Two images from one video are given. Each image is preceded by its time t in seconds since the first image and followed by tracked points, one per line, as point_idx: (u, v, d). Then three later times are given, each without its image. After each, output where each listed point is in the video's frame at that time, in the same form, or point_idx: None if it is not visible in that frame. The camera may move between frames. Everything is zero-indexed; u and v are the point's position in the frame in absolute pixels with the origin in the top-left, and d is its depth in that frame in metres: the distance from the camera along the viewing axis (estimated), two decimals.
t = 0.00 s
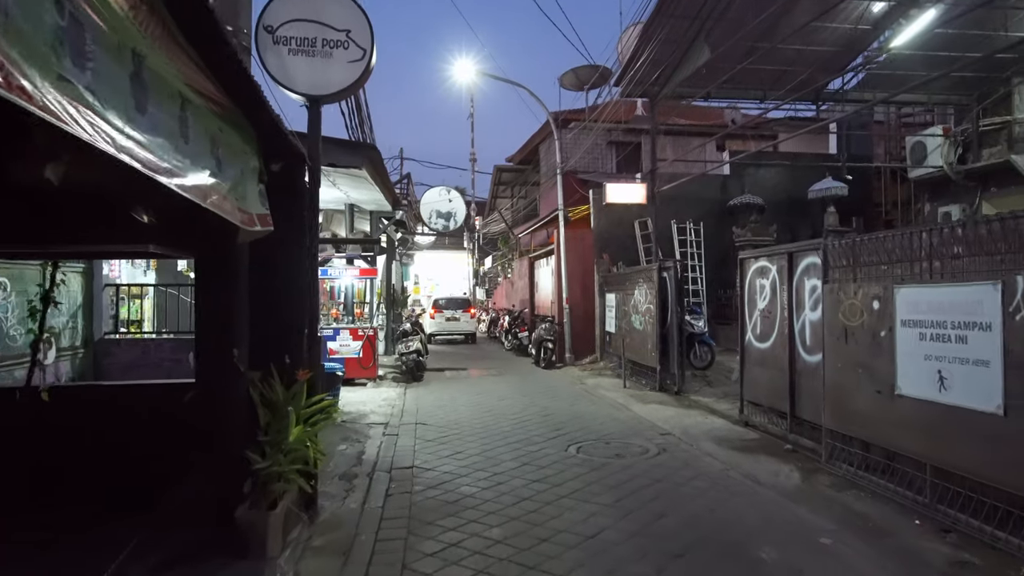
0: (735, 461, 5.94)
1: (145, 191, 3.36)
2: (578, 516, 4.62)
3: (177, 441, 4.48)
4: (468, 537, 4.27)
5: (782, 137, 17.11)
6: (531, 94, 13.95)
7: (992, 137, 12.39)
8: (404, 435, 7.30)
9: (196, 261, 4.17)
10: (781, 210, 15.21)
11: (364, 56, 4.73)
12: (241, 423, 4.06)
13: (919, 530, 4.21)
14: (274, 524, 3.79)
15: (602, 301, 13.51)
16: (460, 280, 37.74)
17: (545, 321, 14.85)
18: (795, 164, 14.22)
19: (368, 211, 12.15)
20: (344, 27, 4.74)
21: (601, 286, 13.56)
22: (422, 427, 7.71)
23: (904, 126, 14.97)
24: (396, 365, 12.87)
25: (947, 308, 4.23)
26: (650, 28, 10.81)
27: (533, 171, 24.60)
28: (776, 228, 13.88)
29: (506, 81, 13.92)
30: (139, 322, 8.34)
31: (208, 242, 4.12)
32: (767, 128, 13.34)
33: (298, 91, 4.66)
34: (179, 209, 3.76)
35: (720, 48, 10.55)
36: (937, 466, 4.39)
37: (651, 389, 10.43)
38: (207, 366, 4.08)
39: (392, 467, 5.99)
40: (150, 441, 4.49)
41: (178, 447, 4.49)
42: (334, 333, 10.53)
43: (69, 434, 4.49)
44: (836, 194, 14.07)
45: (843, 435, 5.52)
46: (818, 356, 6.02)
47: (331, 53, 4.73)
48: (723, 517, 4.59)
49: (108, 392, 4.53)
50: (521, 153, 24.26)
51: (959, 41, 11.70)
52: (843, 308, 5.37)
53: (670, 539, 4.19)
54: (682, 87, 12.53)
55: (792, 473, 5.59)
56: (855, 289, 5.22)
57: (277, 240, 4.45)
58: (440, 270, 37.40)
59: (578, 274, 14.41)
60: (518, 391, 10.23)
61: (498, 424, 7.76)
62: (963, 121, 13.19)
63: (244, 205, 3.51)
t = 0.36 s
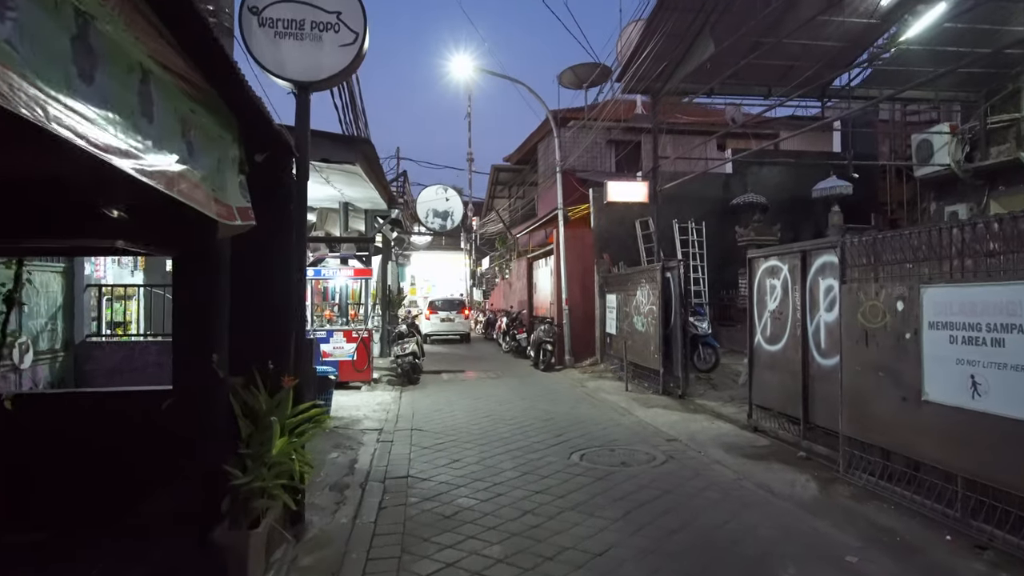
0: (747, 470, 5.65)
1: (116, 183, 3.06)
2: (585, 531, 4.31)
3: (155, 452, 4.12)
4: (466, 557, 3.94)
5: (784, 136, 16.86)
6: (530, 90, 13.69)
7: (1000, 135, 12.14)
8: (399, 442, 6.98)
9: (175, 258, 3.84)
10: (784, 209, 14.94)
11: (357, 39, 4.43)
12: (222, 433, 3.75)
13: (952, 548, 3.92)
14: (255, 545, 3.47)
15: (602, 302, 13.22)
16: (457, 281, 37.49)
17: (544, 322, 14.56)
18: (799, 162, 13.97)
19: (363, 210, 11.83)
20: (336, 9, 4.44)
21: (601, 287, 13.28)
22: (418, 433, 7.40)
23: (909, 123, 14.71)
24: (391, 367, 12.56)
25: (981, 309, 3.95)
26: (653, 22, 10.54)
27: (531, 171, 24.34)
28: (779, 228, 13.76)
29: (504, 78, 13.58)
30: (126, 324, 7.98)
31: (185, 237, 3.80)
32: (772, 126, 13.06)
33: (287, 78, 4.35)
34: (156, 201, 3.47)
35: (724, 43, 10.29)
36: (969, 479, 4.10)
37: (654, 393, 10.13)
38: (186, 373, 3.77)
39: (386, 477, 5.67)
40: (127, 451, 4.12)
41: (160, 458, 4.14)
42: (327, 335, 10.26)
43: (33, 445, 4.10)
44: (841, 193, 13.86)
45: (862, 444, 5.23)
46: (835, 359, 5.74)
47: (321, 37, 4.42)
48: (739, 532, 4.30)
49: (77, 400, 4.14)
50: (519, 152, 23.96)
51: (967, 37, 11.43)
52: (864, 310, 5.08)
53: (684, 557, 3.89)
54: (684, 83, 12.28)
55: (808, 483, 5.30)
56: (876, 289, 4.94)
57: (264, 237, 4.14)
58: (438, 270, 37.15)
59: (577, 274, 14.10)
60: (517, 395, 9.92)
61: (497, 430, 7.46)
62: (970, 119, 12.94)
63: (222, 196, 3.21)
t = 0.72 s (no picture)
0: (759, 481, 5.33)
1: (63, 176, 2.72)
2: (588, 552, 3.99)
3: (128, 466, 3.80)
4: None
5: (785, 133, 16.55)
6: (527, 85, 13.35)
7: (1008, 131, 11.84)
8: (390, 451, 6.64)
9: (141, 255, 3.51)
10: (786, 207, 14.64)
11: (342, 20, 4.10)
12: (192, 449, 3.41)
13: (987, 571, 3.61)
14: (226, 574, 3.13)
15: (602, 303, 12.90)
16: (454, 281, 37.21)
17: (542, 323, 14.25)
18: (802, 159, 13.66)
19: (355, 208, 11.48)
20: None
21: (600, 287, 12.98)
22: (411, 441, 7.07)
23: (914, 120, 14.41)
24: (385, 370, 12.23)
25: (1018, 311, 3.64)
26: (653, 13, 10.21)
27: (528, 170, 24.04)
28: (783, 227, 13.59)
29: (501, 73, 13.17)
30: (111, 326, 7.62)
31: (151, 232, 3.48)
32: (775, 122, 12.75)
33: (264, 61, 4.01)
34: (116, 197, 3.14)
35: (726, 35, 9.97)
36: (1004, 495, 3.79)
37: (656, 397, 9.80)
38: (152, 383, 3.44)
39: (376, 490, 5.33)
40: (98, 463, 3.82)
41: (133, 474, 3.82)
42: (319, 337, 9.89)
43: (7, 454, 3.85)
44: (845, 190, 13.59)
45: (882, 454, 4.92)
46: (852, 363, 5.43)
47: (303, 17, 4.08)
48: (756, 552, 3.98)
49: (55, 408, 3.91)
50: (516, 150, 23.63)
51: (975, 30, 11.13)
52: (885, 311, 4.77)
53: None
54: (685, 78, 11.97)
55: (825, 497, 4.98)
56: (898, 290, 4.62)
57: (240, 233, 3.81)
58: (434, 270, 36.86)
59: (575, 273, 13.75)
60: (514, 399, 9.59)
61: (494, 437, 7.12)
62: (977, 115, 12.64)
63: (184, 187, 2.87)
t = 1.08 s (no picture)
0: (775, 493, 5.03)
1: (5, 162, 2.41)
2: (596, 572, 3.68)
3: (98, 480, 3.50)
4: None
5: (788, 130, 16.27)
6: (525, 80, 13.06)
7: (1017, 128, 11.57)
8: (383, 458, 6.32)
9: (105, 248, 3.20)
10: (790, 206, 14.37)
11: None
12: (161, 461, 3.09)
13: None
14: None
15: (602, 304, 12.61)
16: (451, 281, 36.91)
17: (541, 324, 13.93)
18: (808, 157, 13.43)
19: (349, 206, 11.15)
20: None
21: (601, 287, 12.69)
22: (405, 447, 6.76)
23: (920, 117, 14.15)
24: (380, 372, 11.90)
25: None
26: (657, 5, 9.92)
27: (526, 169, 23.75)
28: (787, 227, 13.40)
29: (499, 67, 12.80)
30: (95, 326, 7.27)
31: (116, 221, 3.16)
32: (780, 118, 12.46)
33: (244, 40, 3.70)
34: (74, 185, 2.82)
35: (732, 28, 9.68)
36: None
37: (660, 400, 9.50)
38: (117, 390, 3.12)
39: (367, 502, 5.02)
40: (60, 476, 3.51)
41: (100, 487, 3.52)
42: (311, 338, 9.65)
43: None
44: (851, 188, 13.35)
45: (906, 464, 4.62)
46: (873, 367, 5.14)
47: None
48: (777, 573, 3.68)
49: (26, 415, 3.64)
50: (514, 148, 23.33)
51: (985, 25, 10.86)
52: (909, 312, 4.48)
53: None
54: (688, 73, 11.69)
55: (845, 509, 4.69)
56: (925, 290, 4.33)
57: (217, 226, 3.50)
58: (430, 270, 36.57)
59: (575, 273, 13.40)
60: (513, 402, 9.28)
61: (493, 443, 6.81)
62: (985, 112, 12.37)
63: (146, 172, 2.57)
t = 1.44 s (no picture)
0: (795, 507, 4.74)
1: None
2: None
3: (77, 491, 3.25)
4: None
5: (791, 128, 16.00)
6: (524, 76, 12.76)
7: None
8: (378, 469, 5.99)
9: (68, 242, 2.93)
10: (795, 204, 14.09)
11: None
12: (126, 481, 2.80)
13: None
14: None
15: (604, 304, 12.32)
16: (448, 281, 36.60)
17: (540, 325, 13.61)
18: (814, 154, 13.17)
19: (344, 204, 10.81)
20: None
21: (602, 287, 12.40)
22: (402, 456, 6.46)
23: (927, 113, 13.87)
24: (375, 375, 11.57)
25: None
26: None
27: (524, 167, 23.46)
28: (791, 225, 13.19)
29: (497, 62, 12.32)
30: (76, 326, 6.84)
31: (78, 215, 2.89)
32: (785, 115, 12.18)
33: (224, 19, 3.36)
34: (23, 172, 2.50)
35: (738, 21, 9.38)
36: None
37: (665, 404, 9.21)
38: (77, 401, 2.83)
39: (360, 518, 4.70)
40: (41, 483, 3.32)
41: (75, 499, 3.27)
42: (304, 340, 9.32)
43: None
44: (856, 186, 13.14)
45: (936, 477, 4.33)
46: (897, 373, 4.85)
47: None
48: None
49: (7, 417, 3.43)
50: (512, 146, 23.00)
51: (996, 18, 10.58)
52: (941, 316, 4.18)
53: None
54: (692, 67, 11.41)
55: (871, 525, 4.40)
56: (960, 291, 4.04)
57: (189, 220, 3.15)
58: (427, 270, 36.30)
59: (576, 273, 13.03)
60: (513, 407, 8.97)
61: (494, 452, 6.50)
62: (995, 108, 12.08)
63: (99, 158, 2.31)
